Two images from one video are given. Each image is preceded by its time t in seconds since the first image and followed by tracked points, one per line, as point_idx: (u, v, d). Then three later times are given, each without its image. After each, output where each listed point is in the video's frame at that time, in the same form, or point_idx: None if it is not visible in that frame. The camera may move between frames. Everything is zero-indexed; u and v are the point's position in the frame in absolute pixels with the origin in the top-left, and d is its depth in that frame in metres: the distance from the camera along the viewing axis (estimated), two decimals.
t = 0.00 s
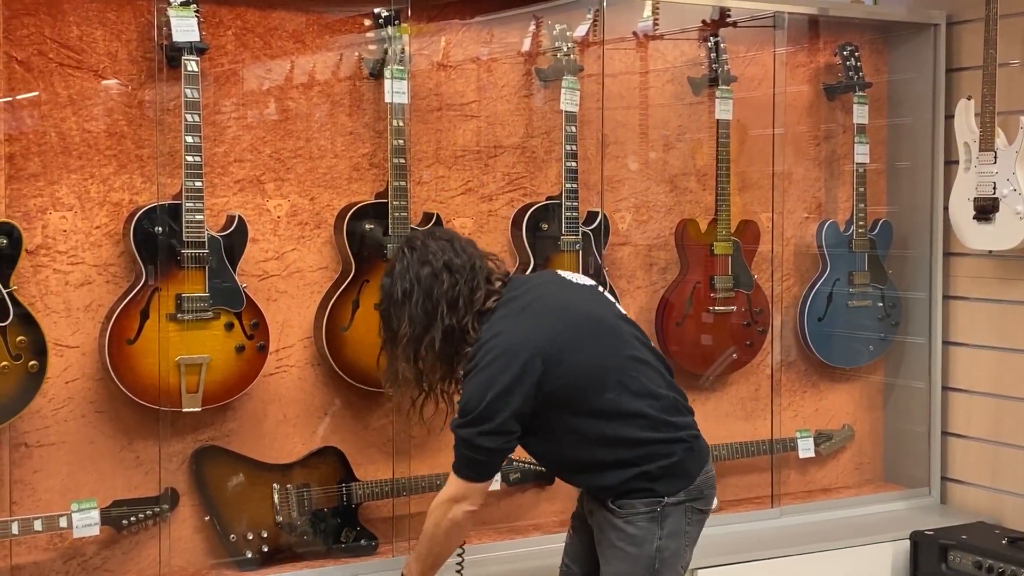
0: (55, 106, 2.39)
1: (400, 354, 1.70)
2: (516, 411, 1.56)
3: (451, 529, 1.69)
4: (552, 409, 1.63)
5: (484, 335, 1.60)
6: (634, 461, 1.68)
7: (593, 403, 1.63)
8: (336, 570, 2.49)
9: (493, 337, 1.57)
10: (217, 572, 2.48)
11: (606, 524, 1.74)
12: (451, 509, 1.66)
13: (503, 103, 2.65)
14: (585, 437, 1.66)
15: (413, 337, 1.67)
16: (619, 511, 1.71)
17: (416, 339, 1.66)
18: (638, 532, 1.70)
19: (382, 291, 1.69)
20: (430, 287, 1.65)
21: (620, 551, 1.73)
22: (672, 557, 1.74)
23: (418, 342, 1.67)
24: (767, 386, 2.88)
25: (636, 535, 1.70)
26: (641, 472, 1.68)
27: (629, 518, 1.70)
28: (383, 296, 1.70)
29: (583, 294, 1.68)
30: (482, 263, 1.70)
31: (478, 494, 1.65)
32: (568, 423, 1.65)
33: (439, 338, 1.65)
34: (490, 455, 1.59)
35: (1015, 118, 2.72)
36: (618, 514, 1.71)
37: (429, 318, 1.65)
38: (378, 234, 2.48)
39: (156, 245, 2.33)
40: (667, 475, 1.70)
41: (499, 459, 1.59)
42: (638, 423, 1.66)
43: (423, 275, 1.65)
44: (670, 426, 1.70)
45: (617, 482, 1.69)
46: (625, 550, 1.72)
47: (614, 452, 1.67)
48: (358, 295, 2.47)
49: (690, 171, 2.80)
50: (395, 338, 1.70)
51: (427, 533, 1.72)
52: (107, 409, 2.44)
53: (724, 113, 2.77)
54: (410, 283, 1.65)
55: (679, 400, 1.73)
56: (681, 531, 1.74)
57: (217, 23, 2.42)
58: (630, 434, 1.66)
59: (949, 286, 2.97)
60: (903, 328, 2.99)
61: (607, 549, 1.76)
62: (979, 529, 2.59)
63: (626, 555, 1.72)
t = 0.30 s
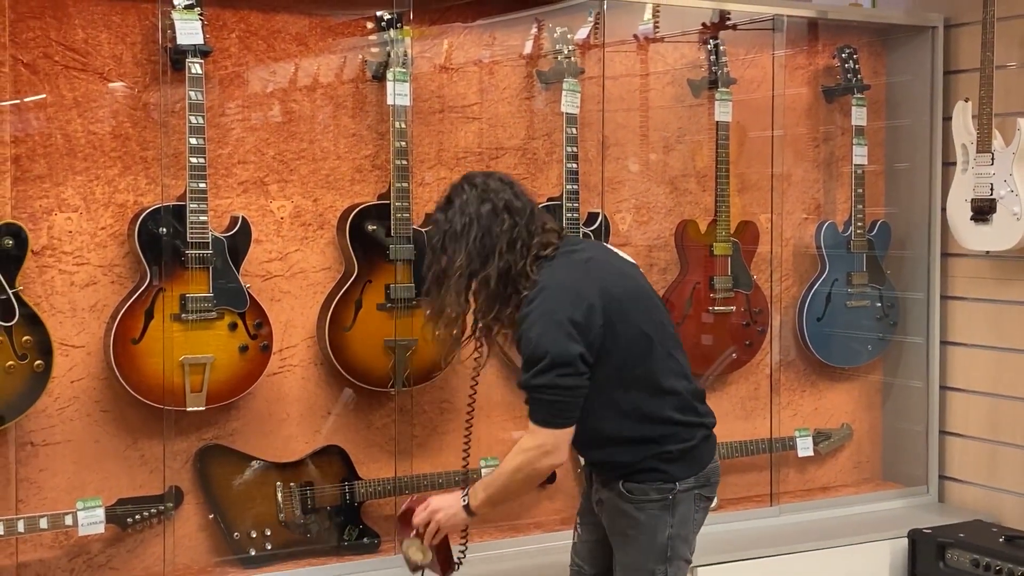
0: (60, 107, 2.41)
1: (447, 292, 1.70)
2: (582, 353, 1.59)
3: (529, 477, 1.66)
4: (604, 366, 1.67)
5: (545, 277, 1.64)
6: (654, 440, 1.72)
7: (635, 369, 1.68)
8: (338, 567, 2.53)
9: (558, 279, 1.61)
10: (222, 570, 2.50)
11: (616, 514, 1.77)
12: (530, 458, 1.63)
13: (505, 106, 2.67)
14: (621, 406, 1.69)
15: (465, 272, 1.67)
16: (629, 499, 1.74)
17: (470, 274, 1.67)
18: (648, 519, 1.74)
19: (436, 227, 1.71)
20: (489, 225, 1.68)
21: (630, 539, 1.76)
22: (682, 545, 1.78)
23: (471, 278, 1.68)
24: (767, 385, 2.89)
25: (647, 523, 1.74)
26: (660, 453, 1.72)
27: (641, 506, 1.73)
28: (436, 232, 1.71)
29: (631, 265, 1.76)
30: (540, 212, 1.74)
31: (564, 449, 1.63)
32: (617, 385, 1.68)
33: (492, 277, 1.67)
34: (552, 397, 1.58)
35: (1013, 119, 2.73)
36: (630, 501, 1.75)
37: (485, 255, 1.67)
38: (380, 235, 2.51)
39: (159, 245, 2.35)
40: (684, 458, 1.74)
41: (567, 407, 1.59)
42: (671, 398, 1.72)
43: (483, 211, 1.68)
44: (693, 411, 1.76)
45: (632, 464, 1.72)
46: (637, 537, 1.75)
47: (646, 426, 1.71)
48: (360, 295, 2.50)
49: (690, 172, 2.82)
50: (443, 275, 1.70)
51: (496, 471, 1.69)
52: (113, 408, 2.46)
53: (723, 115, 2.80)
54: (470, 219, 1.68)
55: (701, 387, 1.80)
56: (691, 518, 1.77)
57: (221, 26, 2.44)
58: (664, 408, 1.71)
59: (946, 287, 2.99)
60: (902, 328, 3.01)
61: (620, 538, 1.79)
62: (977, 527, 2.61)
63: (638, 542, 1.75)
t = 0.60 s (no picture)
0: (66, 111, 2.46)
1: (529, 242, 1.76)
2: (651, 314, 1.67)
3: (593, 428, 1.67)
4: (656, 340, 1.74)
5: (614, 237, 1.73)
6: (669, 426, 1.77)
7: (678, 351, 1.76)
8: (340, 563, 2.57)
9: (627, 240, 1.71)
10: (224, 566, 2.54)
11: (623, 505, 1.80)
12: (599, 408, 1.65)
13: (503, 110, 2.72)
14: (659, 385, 1.76)
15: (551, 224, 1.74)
16: (637, 489, 1.78)
17: (552, 226, 1.74)
18: (656, 509, 1.78)
19: (513, 173, 1.76)
20: (568, 178, 1.75)
21: (637, 530, 1.79)
22: (687, 534, 1.82)
23: (553, 229, 1.74)
24: (762, 384, 2.93)
25: (654, 513, 1.77)
26: (674, 438, 1.77)
27: (649, 496, 1.77)
28: (513, 178, 1.76)
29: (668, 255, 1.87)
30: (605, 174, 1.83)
31: (635, 407, 1.66)
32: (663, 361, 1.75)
33: (576, 229, 1.74)
34: (621, 350, 1.63)
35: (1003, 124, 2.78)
36: (638, 491, 1.78)
37: (566, 208, 1.74)
38: (380, 237, 2.55)
39: (163, 247, 2.39)
40: (694, 446, 1.80)
41: (639, 362, 1.65)
42: (698, 385, 1.80)
43: (561, 163, 1.75)
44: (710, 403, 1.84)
45: (643, 451, 1.77)
46: (644, 527, 1.78)
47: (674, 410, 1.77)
48: (360, 297, 2.54)
49: (686, 176, 2.87)
50: (525, 226, 1.76)
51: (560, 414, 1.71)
52: (118, 407, 2.51)
53: (717, 119, 2.84)
54: (550, 168, 1.75)
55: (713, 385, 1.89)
56: (695, 508, 1.82)
57: (224, 31, 2.49)
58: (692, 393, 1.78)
59: (937, 287, 3.03)
60: (894, 329, 3.06)
61: (627, 529, 1.81)
62: (966, 524, 2.66)
63: (647, 532, 1.78)
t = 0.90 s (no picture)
0: (82, 121, 2.57)
1: (596, 219, 1.89)
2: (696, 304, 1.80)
3: (635, 402, 1.77)
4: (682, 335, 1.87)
5: (664, 228, 1.87)
6: (675, 415, 1.89)
7: (699, 347, 1.90)
8: (344, 553, 2.69)
9: (675, 235, 1.85)
10: (233, 556, 2.66)
11: (624, 494, 1.88)
12: (649, 380, 1.76)
13: (501, 120, 2.85)
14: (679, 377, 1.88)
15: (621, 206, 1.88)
16: (640, 477, 1.86)
17: (620, 208, 1.88)
18: (657, 498, 1.85)
19: (585, 150, 1.91)
20: (636, 169, 1.91)
21: (638, 518, 1.86)
22: (682, 523, 1.90)
23: (620, 211, 1.88)
24: (749, 380, 3.05)
25: (654, 501, 1.85)
26: (675, 429, 1.87)
27: (650, 486, 1.85)
28: (586, 154, 1.91)
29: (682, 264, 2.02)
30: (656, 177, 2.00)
31: (676, 389, 1.77)
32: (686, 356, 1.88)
33: (642, 215, 1.88)
34: (671, 331, 1.75)
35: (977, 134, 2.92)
36: (639, 481, 1.86)
37: (632, 194, 1.89)
38: (383, 241, 2.68)
39: (175, 251, 2.51)
40: (691, 438, 1.90)
41: (684, 344, 1.77)
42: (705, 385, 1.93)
43: (632, 151, 1.91)
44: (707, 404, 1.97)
45: (648, 440, 1.87)
46: (645, 515, 1.85)
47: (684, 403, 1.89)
48: (364, 298, 2.66)
49: (674, 183, 2.96)
50: (596, 204, 1.89)
51: (604, 379, 1.81)
52: (132, 404, 2.62)
53: (706, 127, 2.96)
54: (623, 155, 1.90)
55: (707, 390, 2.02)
56: (692, 498, 1.91)
57: (233, 45, 2.60)
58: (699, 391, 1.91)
59: (915, 289, 3.17)
60: (873, 328, 3.17)
61: (626, 519, 1.88)
62: (944, 516, 2.78)
63: (647, 521, 1.86)
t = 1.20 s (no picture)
0: (103, 132, 2.72)
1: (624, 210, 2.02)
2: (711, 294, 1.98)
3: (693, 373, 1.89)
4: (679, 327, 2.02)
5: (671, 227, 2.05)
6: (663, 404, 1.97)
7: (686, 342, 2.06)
8: (351, 540, 2.84)
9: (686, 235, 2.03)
10: (245, 543, 2.80)
11: (620, 483, 1.90)
12: (694, 356, 1.89)
13: (500, 131, 3.00)
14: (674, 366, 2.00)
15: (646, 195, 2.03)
16: (637, 466, 1.89)
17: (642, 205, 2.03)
18: (655, 484, 1.90)
19: (621, 145, 2.05)
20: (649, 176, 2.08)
21: (637, 505, 1.89)
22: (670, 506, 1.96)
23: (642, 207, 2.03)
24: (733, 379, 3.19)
25: (652, 487, 1.89)
26: (665, 416, 1.94)
27: (648, 472, 1.89)
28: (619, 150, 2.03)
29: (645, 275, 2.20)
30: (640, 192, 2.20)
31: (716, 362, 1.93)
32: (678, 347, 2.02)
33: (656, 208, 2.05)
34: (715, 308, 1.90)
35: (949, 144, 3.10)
36: (636, 468, 1.89)
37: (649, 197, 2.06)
38: (387, 245, 2.83)
39: (190, 255, 2.65)
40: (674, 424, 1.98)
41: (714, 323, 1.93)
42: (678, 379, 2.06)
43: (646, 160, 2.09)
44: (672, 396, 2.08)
45: (640, 428, 1.91)
46: (644, 502, 1.89)
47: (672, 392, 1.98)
48: (369, 300, 2.81)
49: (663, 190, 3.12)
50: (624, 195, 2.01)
51: (648, 362, 1.87)
52: (149, 399, 2.77)
53: (693, 138, 3.12)
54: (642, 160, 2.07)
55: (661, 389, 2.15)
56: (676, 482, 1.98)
57: (246, 60, 2.75)
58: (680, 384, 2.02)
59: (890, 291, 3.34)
60: (851, 328, 3.34)
61: (623, 507, 1.91)
62: (917, 506, 2.95)
63: (648, 506, 1.89)
